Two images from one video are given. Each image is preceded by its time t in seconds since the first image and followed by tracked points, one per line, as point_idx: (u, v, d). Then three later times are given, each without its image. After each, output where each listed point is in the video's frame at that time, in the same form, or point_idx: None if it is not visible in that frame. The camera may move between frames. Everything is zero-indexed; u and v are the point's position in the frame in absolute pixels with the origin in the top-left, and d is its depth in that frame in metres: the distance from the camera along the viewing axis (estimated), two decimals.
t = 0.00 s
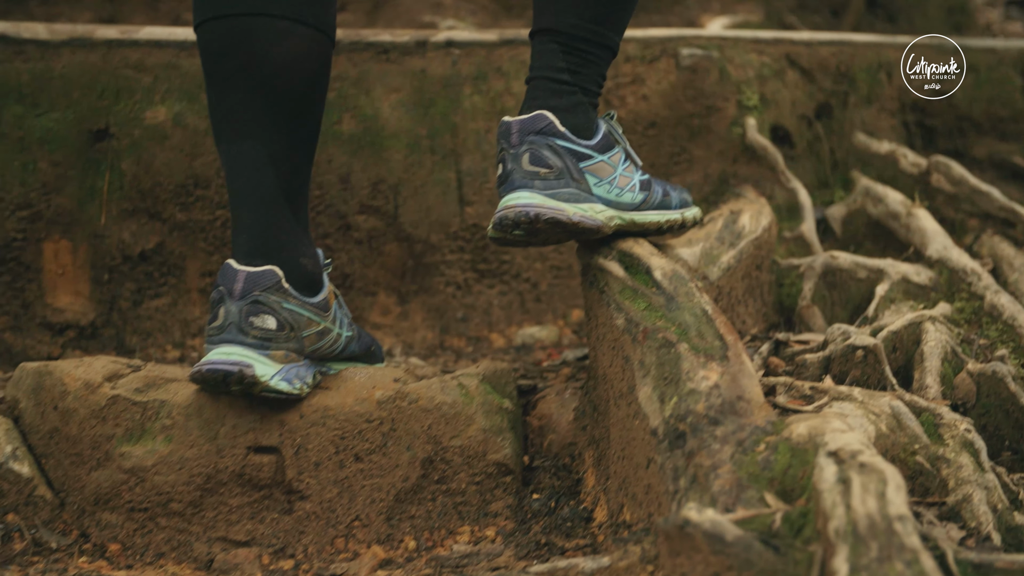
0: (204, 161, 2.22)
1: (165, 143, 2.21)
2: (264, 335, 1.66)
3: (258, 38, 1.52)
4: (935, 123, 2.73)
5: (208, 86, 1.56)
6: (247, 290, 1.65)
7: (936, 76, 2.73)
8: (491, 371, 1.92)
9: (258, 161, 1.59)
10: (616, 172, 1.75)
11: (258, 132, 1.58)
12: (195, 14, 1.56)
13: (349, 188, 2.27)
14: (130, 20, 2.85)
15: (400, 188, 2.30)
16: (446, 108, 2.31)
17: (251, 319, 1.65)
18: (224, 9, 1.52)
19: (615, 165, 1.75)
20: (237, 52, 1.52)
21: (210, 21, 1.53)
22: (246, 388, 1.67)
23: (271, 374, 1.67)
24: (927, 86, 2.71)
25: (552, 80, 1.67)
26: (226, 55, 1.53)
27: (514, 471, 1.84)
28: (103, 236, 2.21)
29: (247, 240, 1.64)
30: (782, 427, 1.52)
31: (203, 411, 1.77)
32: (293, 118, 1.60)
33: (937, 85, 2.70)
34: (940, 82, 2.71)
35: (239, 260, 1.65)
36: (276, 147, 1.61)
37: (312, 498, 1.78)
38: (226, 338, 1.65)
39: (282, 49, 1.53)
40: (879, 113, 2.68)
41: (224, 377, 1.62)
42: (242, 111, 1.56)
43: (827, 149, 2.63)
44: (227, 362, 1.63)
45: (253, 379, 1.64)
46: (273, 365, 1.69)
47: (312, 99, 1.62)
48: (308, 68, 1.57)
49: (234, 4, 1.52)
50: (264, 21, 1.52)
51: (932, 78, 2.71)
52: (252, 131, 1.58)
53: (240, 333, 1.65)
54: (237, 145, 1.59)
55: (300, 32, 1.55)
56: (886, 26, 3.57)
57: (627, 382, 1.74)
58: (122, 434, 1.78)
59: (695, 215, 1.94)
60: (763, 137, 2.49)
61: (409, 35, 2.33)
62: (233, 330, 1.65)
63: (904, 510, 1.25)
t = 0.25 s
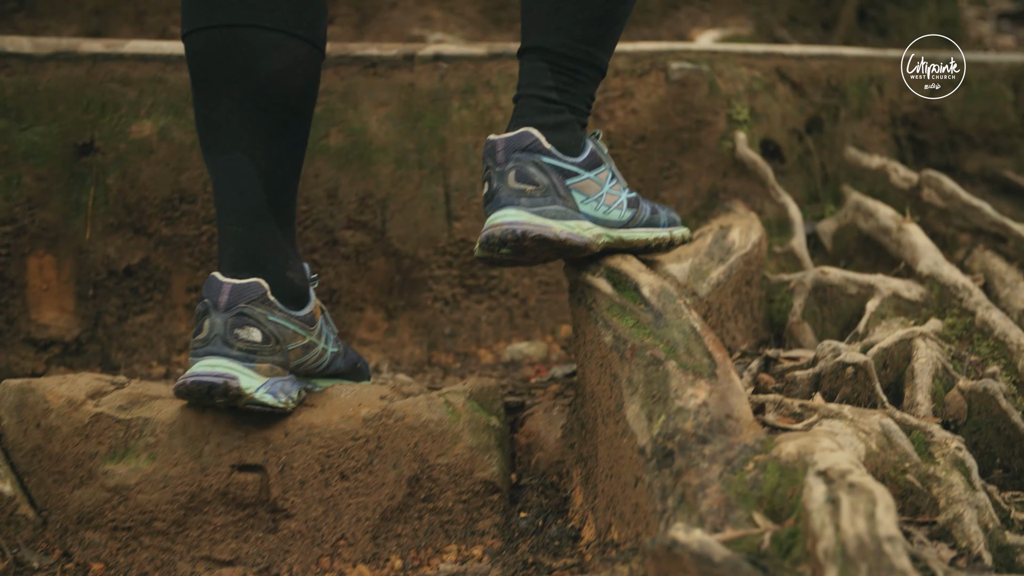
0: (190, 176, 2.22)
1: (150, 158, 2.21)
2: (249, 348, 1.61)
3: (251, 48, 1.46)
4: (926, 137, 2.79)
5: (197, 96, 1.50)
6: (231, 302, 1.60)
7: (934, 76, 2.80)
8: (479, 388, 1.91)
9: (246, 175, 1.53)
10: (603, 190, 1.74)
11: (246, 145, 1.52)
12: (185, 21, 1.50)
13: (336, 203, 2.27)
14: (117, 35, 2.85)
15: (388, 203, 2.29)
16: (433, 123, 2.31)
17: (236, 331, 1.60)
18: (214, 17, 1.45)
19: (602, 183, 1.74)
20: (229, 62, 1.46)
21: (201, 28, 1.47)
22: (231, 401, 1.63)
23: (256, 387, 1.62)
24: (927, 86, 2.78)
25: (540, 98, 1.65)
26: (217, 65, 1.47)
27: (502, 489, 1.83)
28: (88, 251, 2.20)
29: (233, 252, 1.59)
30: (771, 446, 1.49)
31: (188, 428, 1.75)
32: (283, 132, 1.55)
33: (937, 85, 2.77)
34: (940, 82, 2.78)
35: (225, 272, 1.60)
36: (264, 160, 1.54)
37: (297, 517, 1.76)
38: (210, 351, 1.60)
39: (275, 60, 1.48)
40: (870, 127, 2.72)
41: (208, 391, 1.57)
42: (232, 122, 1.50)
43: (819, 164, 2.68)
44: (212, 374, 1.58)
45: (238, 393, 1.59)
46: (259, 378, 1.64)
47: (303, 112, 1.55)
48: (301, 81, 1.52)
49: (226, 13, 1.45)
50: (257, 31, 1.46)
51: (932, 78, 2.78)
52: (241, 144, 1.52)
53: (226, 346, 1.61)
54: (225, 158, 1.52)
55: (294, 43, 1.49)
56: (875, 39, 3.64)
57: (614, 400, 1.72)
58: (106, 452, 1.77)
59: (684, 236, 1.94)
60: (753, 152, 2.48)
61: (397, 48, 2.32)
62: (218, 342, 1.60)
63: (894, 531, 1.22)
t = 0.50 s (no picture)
0: (175, 191, 2.20)
1: (135, 174, 2.19)
2: (237, 351, 1.57)
3: (240, 55, 1.44)
4: (918, 152, 2.85)
5: (185, 102, 1.47)
6: (219, 307, 1.57)
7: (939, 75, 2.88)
8: (466, 406, 1.90)
9: (235, 182, 1.51)
10: (589, 209, 1.74)
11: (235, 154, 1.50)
12: (173, 27, 1.47)
13: (322, 219, 2.26)
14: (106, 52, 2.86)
15: (374, 219, 2.28)
16: (420, 137, 2.30)
17: (223, 335, 1.56)
18: (204, 24, 1.43)
19: (587, 202, 1.74)
20: (216, 69, 1.44)
21: (190, 34, 1.44)
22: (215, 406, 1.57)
23: (241, 391, 1.57)
24: (927, 85, 2.85)
25: (527, 117, 1.64)
26: (206, 71, 1.45)
27: (488, 509, 1.80)
28: (72, 267, 2.18)
29: (221, 260, 1.56)
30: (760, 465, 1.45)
31: (171, 448, 1.73)
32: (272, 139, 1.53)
33: (937, 84, 2.84)
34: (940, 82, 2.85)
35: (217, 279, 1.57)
36: (253, 168, 1.53)
37: (281, 537, 1.73)
38: (196, 356, 1.55)
39: (263, 67, 1.46)
40: (861, 142, 2.76)
41: (193, 394, 1.51)
42: (221, 129, 1.48)
43: (809, 180, 2.70)
44: (198, 378, 1.52)
45: (224, 396, 1.54)
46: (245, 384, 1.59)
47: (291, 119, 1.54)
48: (289, 90, 1.50)
49: (215, 20, 1.43)
50: (246, 39, 1.43)
51: (933, 77, 2.85)
52: (229, 151, 1.49)
53: (211, 351, 1.56)
54: (213, 166, 1.50)
55: (282, 50, 1.47)
56: (867, 54, 3.76)
57: (602, 420, 1.68)
58: (87, 471, 1.74)
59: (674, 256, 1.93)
60: (743, 167, 2.47)
61: (384, 63, 2.32)
62: (205, 346, 1.55)
63: (884, 554, 1.17)
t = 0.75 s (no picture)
0: (160, 205, 2.18)
1: (119, 187, 2.16)
2: (229, 342, 1.49)
3: (239, 52, 1.39)
4: (907, 166, 2.88)
5: (183, 99, 1.42)
6: (212, 298, 1.49)
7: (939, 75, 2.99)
8: (451, 423, 1.89)
9: (230, 178, 1.44)
10: (577, 226, 1.72)
11: (234, 152, 1.43)
12: (173, 25, 1.43)
13: (308, 233, 2.24)
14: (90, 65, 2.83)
15: (360, 233, 2.27)
16: (407, 151, 2.29)
17: (215, 325, 1.49)
18: (205, 20, 1.39)
19: (575, 219, 1.72)
20: (213, 65, 1.39)
21: (189, 30, 1.40)
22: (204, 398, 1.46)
23: (233, 383, 1.48)
24: (928, 86, 2.92)
25: (515, 132, 1.63)
26: (205, 68, 1.40)
27: (474, 526, 1.78)
28: (55, 282, 2.14)
29: (214, 254, 1.49)
30: (748, 483, 1.42)
31: (153, 464, 1.71)
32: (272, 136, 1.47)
33: (937, 87, 2.91)
34: (938, 83, 2.93)
35: (211, 270, 1.50)
36: (251, 169, 1.46)
37: (264, 554, 1.69)
38: (186, 346, 1.46)
39: (263, 65, 1.40)
40: (852, 156, 2.78)
41: (182, 383, 1.41)
42: (217, 124, 1.42)
43: (799, 194, 2.71)
44: (188, 365, 1.43)
45: (215, 386, 1.44)
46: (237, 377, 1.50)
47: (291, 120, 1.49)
48: (289, 89, 1.45)
49: (216, 15, 1.38)
50: (247, 36, 1.39)
51: (931, 78, 2.95)
52: (225, 146, 1.43)
53: (202, 341, 1.47)
54: (210, 164, 1.43)
55: (283, 48, 1.42)
56: (857, 68, 3.81)
57: (590, 437, 1.64)
58: (69, 488, 1.70)
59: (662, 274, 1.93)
60: (732, 181, 2.49)
61: (371, 76, 2.30)
62: (196, 336, 1.47)
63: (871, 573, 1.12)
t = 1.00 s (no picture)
0: (144, 214, 2.16)
1: (103, 196, 2.14)
2: (226, 316, 1.36)
3: (242, 38, 1.32)
4: (898, 177, 2.88)
5: (183, 83, 1.34)
6: (210, 272, 1.38)
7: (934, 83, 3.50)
8: (436, 434, 1.87)
9: (228, 165, 1.37)
10: (565, 238, 1.71)
11: (235, 142, 1.36)
12: (177, 8, 1.36)
13: (294, 242, 2.21)
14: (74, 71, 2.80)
15: (347, 242, 2.26)
16: (394, 160, 2.28)
17: (211, 297, 1.36)
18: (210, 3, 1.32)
19: (563, 232, 1.71)
20: (211, 50, 1.32)
21: (193, 14, 1.33)
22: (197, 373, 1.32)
23: (227, 356, 1.33)
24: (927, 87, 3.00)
25: (503, 142, 1.60)
26: (207, 52, 1.33)
27: (460, 539, 1.77)
28: (38, 291, 2.11)
29: (210, 242, 1.40)
30: (737, 497, 1.37)
31: (136, 476, 1.66)
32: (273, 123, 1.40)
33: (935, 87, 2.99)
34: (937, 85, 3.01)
35: (209, 249, 1.39)
36: (252, 159, 1.39)
37: (246, 569, 1.64)
38: (180, 318, 1.33)
39: (264, 53, 1.34)
40: (842, 166, 2.78)
41: (174, 351, 1.28)
42: (218, 110, 1.34)
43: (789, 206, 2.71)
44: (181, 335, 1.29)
45: (209, 355, 1.30)
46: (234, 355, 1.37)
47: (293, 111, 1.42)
48: (291, 79, 1.38)
49: None
50: (251, 22, 1.32)
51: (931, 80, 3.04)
52: (224, 131, 1.36)
53: (197, 314, 1.34)
54: (209, 152, 1.36)
55: (287, 38, 1.36)
56: (847, 78, 3.81)
57: (577, 450, 1.61)
58: (49, 500, 1.65)
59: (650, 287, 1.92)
60: (721, 191, 2.48)
61: (358, 84, 2.28)
62: (191, 307, 1.34)
63: None
